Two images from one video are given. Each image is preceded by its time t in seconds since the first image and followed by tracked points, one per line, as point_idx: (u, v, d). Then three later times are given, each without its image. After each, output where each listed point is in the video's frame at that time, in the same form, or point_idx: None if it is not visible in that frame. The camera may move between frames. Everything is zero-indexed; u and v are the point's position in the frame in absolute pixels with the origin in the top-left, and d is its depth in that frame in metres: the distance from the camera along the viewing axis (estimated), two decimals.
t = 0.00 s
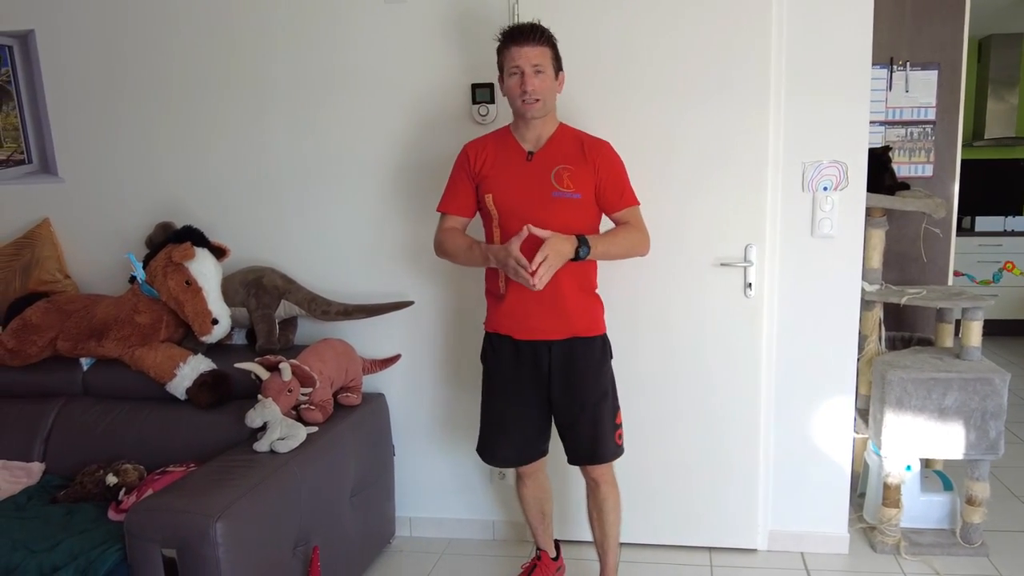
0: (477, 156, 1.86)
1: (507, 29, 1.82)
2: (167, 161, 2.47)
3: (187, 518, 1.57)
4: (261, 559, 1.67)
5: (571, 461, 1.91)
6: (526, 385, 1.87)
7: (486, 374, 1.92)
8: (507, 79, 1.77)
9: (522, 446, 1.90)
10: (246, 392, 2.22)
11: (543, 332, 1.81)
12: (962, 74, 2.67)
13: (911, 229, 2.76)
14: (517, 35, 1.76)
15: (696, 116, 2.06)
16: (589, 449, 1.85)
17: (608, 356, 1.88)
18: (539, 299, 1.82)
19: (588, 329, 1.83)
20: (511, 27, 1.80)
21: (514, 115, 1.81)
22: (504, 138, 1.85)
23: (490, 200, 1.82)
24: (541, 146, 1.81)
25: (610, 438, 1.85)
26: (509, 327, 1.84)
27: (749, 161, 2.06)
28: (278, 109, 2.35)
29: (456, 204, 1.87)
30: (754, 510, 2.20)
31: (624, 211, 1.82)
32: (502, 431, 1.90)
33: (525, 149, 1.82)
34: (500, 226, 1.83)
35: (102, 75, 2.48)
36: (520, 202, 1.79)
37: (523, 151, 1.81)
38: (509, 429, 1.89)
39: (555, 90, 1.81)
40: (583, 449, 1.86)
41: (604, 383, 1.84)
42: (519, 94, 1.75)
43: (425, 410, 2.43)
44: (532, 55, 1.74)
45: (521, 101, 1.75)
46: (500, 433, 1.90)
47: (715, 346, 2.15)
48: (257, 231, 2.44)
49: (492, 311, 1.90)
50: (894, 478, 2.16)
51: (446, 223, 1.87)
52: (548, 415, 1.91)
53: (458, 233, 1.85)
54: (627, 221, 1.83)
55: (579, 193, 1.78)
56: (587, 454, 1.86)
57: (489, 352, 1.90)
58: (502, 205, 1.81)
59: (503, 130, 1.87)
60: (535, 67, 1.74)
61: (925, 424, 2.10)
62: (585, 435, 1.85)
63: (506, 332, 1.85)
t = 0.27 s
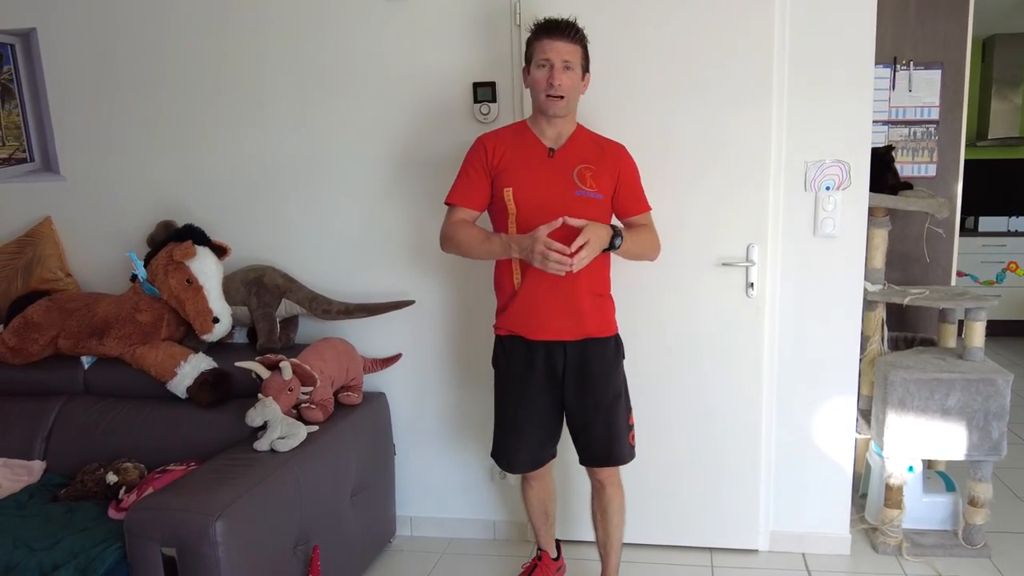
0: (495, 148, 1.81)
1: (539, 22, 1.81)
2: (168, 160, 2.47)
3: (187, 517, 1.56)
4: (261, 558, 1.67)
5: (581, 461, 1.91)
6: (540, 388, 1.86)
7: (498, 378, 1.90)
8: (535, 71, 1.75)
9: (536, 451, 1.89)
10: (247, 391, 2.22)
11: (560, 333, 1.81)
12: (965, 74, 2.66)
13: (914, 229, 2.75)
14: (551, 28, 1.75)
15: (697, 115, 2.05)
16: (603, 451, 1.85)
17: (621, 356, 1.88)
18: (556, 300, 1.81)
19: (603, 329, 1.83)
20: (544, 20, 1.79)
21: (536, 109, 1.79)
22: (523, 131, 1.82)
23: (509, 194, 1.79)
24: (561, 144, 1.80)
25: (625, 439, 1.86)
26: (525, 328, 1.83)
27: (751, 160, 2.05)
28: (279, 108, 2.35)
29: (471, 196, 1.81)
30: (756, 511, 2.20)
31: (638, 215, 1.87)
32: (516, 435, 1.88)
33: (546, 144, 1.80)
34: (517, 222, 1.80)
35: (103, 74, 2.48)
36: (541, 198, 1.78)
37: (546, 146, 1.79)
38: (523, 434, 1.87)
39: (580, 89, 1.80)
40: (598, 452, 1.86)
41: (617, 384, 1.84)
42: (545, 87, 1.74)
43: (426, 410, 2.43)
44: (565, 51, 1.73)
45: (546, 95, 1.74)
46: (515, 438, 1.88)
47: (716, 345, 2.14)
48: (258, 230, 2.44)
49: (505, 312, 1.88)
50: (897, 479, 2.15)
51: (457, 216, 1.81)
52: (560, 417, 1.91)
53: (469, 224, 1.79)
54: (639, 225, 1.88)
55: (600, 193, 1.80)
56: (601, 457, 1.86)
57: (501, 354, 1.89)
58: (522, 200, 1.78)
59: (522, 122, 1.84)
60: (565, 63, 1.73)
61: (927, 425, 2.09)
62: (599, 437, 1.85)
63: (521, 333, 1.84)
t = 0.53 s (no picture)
0: (513, 143, 1.80)
1: (563, 17, 1.79)
2: (168, 159, 2.47)
3: (184, 516, 1.56)
4: (258, 558, 1.67)
5: (588, 463, 1.91)
6: (551, 391, 1.85)
7: (506, 381, 1.89)
8: (550, 66, 1.74)
9: (545, 455, 1.89)
10: (246, 391, 2.22)
11: (571, 334, 1.80)
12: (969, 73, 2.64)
13: (916, 230, 2.73)
14: (571, 24, 1.73)
15: (697, 115, 2.04)
16: (614, 453, 1.85)
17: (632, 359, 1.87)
18: (567, 302, 1.80)
19: (615, 331, 1.83)
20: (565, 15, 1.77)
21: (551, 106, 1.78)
22: (541, 127, 1.82)
23: (524, 190, 1.79)
24: (575, 143, 1.79)
25: (636, 441, 1.85)
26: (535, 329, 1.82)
27: (751, 159, 2.04)
28: (278, 108, 2.35)
29: (484, 190, 1.80)
30: (756, 512, 2.19)
31: (652, 218, 1.86)
32: (524, 438, 1.87)
33: (562, 142, 1.80)
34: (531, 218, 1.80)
35: (103, 75, 2.48)
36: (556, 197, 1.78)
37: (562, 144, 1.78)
38: (533, 438, 1.87)
39: (596, 88, 1.78)
40: (609, 453, 1.86)
41: (628, 387, 1.84)
42: (555, 83, 1.72)
43: (426, 410, 2.43)
44: (581, 48, 1.70)
45: (556, 91, 1.72)
46: (524, 442, 1.87)
47: (716, 346, 2.13)
48: (258, 229, 2.44)
49: (517, 312, 1.86)
50: (897, 481, 2.14)
51: (471, 208, 1.79)
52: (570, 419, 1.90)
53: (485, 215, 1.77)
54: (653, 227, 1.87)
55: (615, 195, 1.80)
56: (612, 460, 1.86)
57: (511, 355, 1.88)
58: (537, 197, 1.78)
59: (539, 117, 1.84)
60: (579, 60, 1.70)
61: (928, 426, 2.08)
62: (611, 439, 1.85)
63: (531, 334, 1.83)
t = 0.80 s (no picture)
0: (523, 145, 1.78)
1: (580, 15, 1.78)
2: (168, 159, 2.47)
3: (178, 515, 1.57)
4: (253, 558, 1.67)
5: (590, 462, 1.91)
6: (554, 394, 1.84)
7: (509, 381, 1.88)
8: (565, 66, 1.73)
9: (546, 457, 1.88)
10: (244, 391, 2.22)
11: (575, 337, 1.79)
12: (970, 73, 2.62)
13: (916, 231, 2.72)
14: (588, 24, 1.72)
15: (695, 114, 2.04)
16: (618, 455, 1.85)
17: (637, 362, 1.87)
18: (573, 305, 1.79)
19: (620, 335, 1.83)
20: (583, 14, 1.76)
21: (565, 107, 1.77)
22: (553, 129, 1.79)
23: (534, 195, 1.77)
24: (588, 146, 1.78)
25: (640, 443, 1.85)
26: (539, 331, 1.81)
27: (749, 160, 2.03)
28: (277, 108, 2.35)
29: (493, 193, 1.77)
30: (754, 513, 2.18)
31: (661, 226, 1.85)
32: (526, 440, 1.87)
33: (574, 145, 1.78)
34: (539, 223, 1.78)
35: (103, 75, 2.48)
36: (566, 202, 1.76)
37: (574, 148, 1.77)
38: (535, 440, 1.86)
39: (613, 91, 1.77)
40: (612, 454, 1.86)
41: (632, 388, 1.84)
42: (572, 84, 1.71)
43: (424, 410, 2.42)
44: (598, 49, 1.70)
45: (572, 91, 1.71)
46: (526, 444, 1.87)
47: (714, 347, 2.13)
48: (256, 229, 2.44)
49: (522, 313, 1.86)
50: (896, 483, 2.13)
51: (480, 211, 1.77)
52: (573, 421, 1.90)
53: (495, 223, 1.76)
54: (661, 235, 1.86)
55: (625, 202, 1.78)
56: (615, 461, 1.86)
57: (514, 357, 1.87)
58: (547, 202, 1.77)
59: (554, 118, 1.82)
60: (596, 61, 1.70)
61: (927, 429, 2.07)
62: (615, 441, 1.85)
63: (535, 337, 1.83)
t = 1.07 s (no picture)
0: (533, 148, 1.76)
1: (595, 13, 1.74)
2: (171, 158, 2.49)
3: (175, 512, 1.58)
4: (250, 555, 1.68)
5: (592, 459, 1.91)
6: (559, 395, 1.83)
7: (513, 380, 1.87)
8: (579, 66, 1.70)
9: (549, 456, 1.87)
10: (244, 389, 2.23)
11: (582, 340, 1.79)
12: (974, 73, 2.61)
13: (919, 232, 2.70)
14: (603, 22, 1.69)
15: (695, 113, 2.03)
16: (623, 455, 1.85)
17: (644, 362, 1.86)
18: (579, 307, 1.78)
19: (627, 337, 1.82)
20: (598, 12, 1.73)
21: (577, 108, 1.74)
22: (563, 132, 1.77)
23: (543, 200, 1.76)
24: (599, 149, 1.76)
25: (645, 442, 1.84)
26: (546, 332, 1.81)
27: (748, 160, 2.03)
28: (278, 108, 2.36)
29: (502, 198, 1.77)
30: (753, 514, 2.18)
31: (671, 230, 1.83)
32: (528, 441, 1.85)
33: (585, 148, 1.77)
34: (549, 228, 1.77)
35: (108, 74, 2.50)
36: (576, 207, 1.75)
37: (585, 152, 1.75)
38: (538, 440, 1.85)
39: (626, 91, 1.75)
40: (617, 453, 1.86)
41: (638, 389, 1.83)
42: (586, 84, 1.69)
43: (424, 409, 2.43)
44: (613, 49, 1.67)
45: (586, 92, 1.69)
46: (528, 445, 1.85)
47: (713, 348, 2.12)
48: (258, 228, 2.45)
49: (529, 314, 1.85)
50: (897, 484, 2.11)
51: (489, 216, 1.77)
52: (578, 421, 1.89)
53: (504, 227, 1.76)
54: (671, 239, 1.85)
55: (635, 207, 1.77)
56: (619, 460, 1.85)
57: (519, 356, 1.86)
58: (556, 207, 1.76)
59: (564, 120, 1.80)
60: (611, 61, 1.67)
61: (928, 431, 2.06)
62: (620, 441, 1.84)
63: (543, 338, 1.82)
